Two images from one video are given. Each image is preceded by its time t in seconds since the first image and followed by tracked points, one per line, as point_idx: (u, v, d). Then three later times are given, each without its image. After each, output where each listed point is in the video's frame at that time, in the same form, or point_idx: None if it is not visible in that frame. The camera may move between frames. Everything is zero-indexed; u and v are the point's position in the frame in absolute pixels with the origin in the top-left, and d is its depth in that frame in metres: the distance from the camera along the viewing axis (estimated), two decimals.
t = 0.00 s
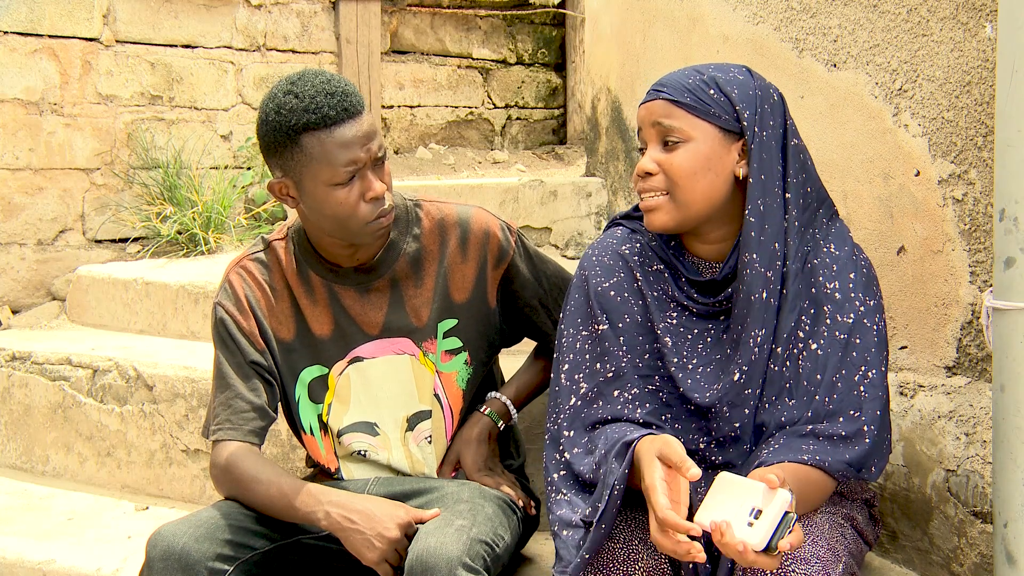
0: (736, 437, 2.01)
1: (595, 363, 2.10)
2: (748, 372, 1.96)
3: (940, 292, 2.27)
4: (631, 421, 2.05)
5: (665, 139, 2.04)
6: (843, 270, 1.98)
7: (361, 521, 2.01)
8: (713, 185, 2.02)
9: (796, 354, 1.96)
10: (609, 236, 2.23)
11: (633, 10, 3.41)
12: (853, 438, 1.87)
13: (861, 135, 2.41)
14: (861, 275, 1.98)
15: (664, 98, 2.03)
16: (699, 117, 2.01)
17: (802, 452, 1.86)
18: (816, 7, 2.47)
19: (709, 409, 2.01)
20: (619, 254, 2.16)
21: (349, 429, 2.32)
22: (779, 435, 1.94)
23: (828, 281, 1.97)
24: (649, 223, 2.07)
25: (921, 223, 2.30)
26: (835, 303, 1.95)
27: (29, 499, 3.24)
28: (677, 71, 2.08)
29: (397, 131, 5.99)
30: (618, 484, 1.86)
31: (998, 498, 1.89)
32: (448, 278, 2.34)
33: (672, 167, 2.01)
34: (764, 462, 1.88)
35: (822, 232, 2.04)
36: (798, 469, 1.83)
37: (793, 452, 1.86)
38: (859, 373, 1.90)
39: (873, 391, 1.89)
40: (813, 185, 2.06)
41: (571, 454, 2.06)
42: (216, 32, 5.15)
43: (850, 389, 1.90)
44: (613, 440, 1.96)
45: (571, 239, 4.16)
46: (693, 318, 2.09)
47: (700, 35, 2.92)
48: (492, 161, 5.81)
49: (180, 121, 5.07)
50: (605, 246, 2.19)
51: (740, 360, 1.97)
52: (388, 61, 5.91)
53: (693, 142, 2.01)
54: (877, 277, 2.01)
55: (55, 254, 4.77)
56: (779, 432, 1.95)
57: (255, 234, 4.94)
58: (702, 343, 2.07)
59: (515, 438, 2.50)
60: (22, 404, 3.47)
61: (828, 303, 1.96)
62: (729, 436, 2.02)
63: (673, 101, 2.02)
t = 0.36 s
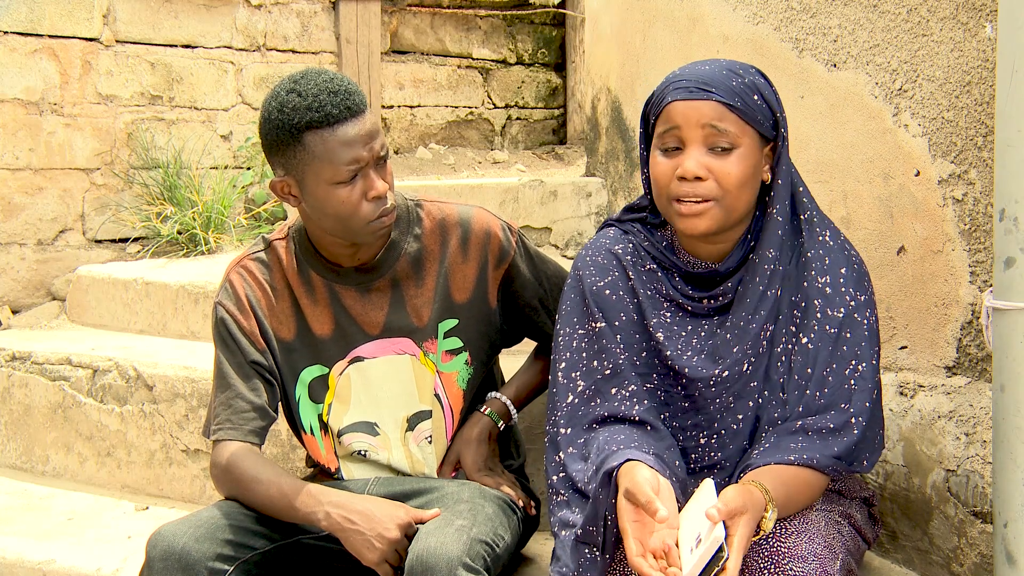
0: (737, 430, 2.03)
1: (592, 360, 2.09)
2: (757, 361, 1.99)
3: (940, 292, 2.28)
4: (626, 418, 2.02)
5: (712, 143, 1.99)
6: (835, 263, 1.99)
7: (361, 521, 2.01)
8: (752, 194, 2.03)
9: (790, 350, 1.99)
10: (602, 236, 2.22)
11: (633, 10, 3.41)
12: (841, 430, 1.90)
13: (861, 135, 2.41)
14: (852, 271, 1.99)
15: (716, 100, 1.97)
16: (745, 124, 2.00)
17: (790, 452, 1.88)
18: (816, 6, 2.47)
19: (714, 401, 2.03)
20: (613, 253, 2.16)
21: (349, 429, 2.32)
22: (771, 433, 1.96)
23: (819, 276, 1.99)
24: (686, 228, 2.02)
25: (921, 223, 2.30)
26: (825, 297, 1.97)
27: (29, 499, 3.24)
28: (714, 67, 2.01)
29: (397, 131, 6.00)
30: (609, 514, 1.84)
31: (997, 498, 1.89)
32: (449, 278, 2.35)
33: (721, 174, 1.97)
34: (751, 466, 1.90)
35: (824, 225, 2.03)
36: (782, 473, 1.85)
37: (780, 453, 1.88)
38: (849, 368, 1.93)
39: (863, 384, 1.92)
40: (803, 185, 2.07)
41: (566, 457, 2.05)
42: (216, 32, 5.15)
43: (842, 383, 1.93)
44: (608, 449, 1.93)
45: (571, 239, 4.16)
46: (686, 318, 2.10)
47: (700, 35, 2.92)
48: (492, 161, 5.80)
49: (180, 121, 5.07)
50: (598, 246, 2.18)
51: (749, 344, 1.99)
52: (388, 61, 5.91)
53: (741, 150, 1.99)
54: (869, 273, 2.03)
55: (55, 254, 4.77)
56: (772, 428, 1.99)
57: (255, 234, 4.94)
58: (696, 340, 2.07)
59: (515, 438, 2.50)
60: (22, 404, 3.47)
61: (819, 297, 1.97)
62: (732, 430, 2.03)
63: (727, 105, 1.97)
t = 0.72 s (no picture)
0: (733, 431, 2.03)
1: (589, 361, 2.08)
2: (752, 364, 2.00)
3: (940, 292, 2.28)
4: (625, 418, 2.00)
5: (735, 152, 1.99)
6: (824, 259, 2.02)
7: (361, 521, 2.01)
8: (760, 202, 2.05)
9: (783, 348, 2.01)
10: (594, 238, 2.21)
11: (633, 10, 3.41)
12: (842, 430, 1.93)
13: (861, 135, 2.41)
14: (841, 264, 2.02)
15: (748, 110, 1.97)
16: (767, 136, 2.01)
17: (792, 449, 1.89)
18: (816, 6, 2.47)
19: (708, 401, 2.03)
20: (605, 254, 2.15)
21: (349, 429, 2.32)
22: (769, 432, 1.98)
23: (809, 273, 2.02)
24: (696, 231, 2.01)
25: (921, 223, 2.30)
26: (816, 293, 2.00)
27: (29, 499, 3.24)
28: (741, 74, 2.01)
29: (397, 131, 6.00)
30: (614, 519, 1.82)
31: (997, 498, 1.89)
32: (449, 278, 2.35)
33: (739, 183, 1.98)
34: (754, 461, 1.92)
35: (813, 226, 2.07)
36: (784, 467, 1.87)
37: (782, 449, 1.90)
38: (844, 362, 1.96)
39: (859, 380, 1.95)
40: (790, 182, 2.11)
41: (566, 458, 2.03)
42: (216, 32, 5.15)
43: (837, 379, 1.95)
44: (609, 452, 1.91)
45: (571, 239, 4.16)
46: (678, 320, 2.10)
47: (700, 35, 2.92)
48: (492, 161, 5.80)
49: (180, 121, 5.07)
50: (590, 247, 2.18)
51: (744, 351, 2.01)
52: (388, 61, 5.91)
53: (759, 161, 2.01)
54: (857, 264, 2.05)
55: (55, 254, 4.77)
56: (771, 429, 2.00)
57: (255, 234, 4.93)
58: (690, 340, 2.07)
59: (515, 438, 2.51)
60: (22, 404, 3.47)
61: (810, 293, 2.00)
62: (728, 431, 2.03)
63: (756, 117, 1.98)
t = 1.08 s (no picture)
0: (739, 431, 2.02)
1: (597, 358, 2.09)
2: (757, 368, 1.98)
3: (940, 292, 2.28)
4: (633, 418, 2.03)
5: (680, 142, 2.01)
6: (836, 264, 1.99)
7: (361, 521, 2.01)
8: (732, 185, 2.01)
9: (792, 350, 1.98)
10: (605, 234, 2.23)
11: (633, 10, 3.41)
12: (845, 431, 1.89)
13: (861, 135, 2.41)
14: (854, 271, 1.99)
15: (677, 100, 2.00)
16: (715, 119, 1.99)
17: (795, 454, 1.88)
18: (816, 6, 2.47)
19: (720, 404, 2.03)
20: (617, 250, 2.16)
21: (349, 429, 2.32)
22: (773, 434, 1.96)
23: (821, 276, 1.99)
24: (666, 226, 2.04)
25: (921, 223, 2.30)
26: (827, 297, 1.97)
27: (29, 499, 3.24)
28: (685, 69, 2.05)
29: (397, 131, 6.00)
30: (621, 523, 1.82)
31: (997, 497, 1.89)
32: (449, 278, 2.35)
33: (689, 170, 1.99)
34: (757, 465, 1.90)
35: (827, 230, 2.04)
36: (787, 473, 1.85)
37: (785, 454, 1.88)
38: (852, 368, 1.92)
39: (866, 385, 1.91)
40: (808, 179, 2.06)
41: (569, 452, 2.04)
42: (216, 32, 5.15)
43: (844, 384, 1.92)
44: (619, 453, 1.93)
45: (571, 239, 4.16)
46: (691, 317, 2.09)
47: (700, 36, 2.92)
48: (492, 161, 5.80)
49: (180, 121, 5.07)
50: (601, 243, 2.20)
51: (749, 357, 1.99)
52: (388, 61, 5.92)
53: (709, 144, 1.99)
54: (870, 272, 2.03)
55: (55, 254, 4.77)
56: (774, 429, 1.98)
57: (255, 234, 4.93)
58: (701, 339, 2.08)
59: (515, 438, 2.50)
60: (22, 404, 3.47)
61: (822, 298, 1.97)
62: (734, 431, 2.03)
63: (686, 103, 1.99)
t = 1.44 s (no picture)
0: (738, 436, 2.02)
1: (599, 359, 2.09)
2: (753, 374, 1.97)
3: (940, 292, 2.28)
4: (636, 419, 2.03)
5: (668, 146, 2.02)
6: (841, 269, 2.00)
7: (361, 521, 2.01)
8: (719, 190, 2.01)
9: (796, 354, 1.97)
10: (608, 236, 2.23)
11: (633, 10, 3.41)
12: (849, 435, 1.90)
13: (861, 135, 2.41)
14: (859, 275, 2.00)
15: (665, 104, 2.01)
16: (702, 123, 1.99)
17: (800, 456, 1.88)
18: (816, 6, 2.47)
19: (717, 412, 2.03)
20: (619, 253, 2.16)
21: (349, 429, 2.31)
22: (775, 435, 1.96)
23: (825, 281, 1.99)
24: (655, 228, 2.06)
25: (921, 223, 2.30)
26: (831, 301, 1.97)
27: (29, 499, 3.24)
28: (677, 74, 2.05)
29: (397, 131, 6.00)
30: (624, 520, 1.83)
31: (997, 497, 1.89)
32: (449, 278, 2.35)
33: (674, 175, 2.00)
34: (761, 465, 1.90)
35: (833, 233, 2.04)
36: (793, 474, 1.86)
37: (790, 456, 1.89)
38: (855, 372, 1.93)
39: (869, 390, 1.92)
40: (811, 182, 2.05)
41: (570, 450, 2.03)
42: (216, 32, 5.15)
43: (847, 388, 1.93)
44: (623, 452, 1.93)
45: (572, 239, 4.15)
46: (691, 319, 2.09)
47: (700, 36, 2.92)
48: (492, 161, 5.80)
49: (180, 121, 5.07)
50: (603, 246, 2.19)
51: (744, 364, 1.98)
52: (388, 61, 5.92)
53: (695, 149, 1.99)
54: (874, 276, 2.03)
55: (55, 254, 4.77)
56: (775, 431, 1.98)
57: (255, 234, 4.93)
58: (700, 342, 2.08)
59: (515, 438, 2.50)
60: (22, 404, 3.47)
61: (827, 302, 1.97)
62: (733, 436, 2.03)
63: (673, 108, 2.00)
